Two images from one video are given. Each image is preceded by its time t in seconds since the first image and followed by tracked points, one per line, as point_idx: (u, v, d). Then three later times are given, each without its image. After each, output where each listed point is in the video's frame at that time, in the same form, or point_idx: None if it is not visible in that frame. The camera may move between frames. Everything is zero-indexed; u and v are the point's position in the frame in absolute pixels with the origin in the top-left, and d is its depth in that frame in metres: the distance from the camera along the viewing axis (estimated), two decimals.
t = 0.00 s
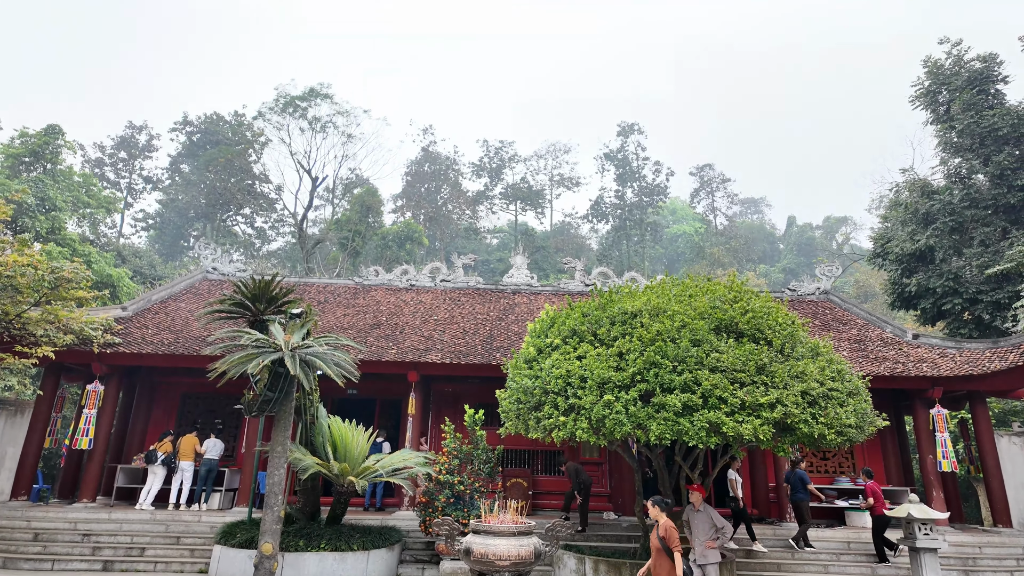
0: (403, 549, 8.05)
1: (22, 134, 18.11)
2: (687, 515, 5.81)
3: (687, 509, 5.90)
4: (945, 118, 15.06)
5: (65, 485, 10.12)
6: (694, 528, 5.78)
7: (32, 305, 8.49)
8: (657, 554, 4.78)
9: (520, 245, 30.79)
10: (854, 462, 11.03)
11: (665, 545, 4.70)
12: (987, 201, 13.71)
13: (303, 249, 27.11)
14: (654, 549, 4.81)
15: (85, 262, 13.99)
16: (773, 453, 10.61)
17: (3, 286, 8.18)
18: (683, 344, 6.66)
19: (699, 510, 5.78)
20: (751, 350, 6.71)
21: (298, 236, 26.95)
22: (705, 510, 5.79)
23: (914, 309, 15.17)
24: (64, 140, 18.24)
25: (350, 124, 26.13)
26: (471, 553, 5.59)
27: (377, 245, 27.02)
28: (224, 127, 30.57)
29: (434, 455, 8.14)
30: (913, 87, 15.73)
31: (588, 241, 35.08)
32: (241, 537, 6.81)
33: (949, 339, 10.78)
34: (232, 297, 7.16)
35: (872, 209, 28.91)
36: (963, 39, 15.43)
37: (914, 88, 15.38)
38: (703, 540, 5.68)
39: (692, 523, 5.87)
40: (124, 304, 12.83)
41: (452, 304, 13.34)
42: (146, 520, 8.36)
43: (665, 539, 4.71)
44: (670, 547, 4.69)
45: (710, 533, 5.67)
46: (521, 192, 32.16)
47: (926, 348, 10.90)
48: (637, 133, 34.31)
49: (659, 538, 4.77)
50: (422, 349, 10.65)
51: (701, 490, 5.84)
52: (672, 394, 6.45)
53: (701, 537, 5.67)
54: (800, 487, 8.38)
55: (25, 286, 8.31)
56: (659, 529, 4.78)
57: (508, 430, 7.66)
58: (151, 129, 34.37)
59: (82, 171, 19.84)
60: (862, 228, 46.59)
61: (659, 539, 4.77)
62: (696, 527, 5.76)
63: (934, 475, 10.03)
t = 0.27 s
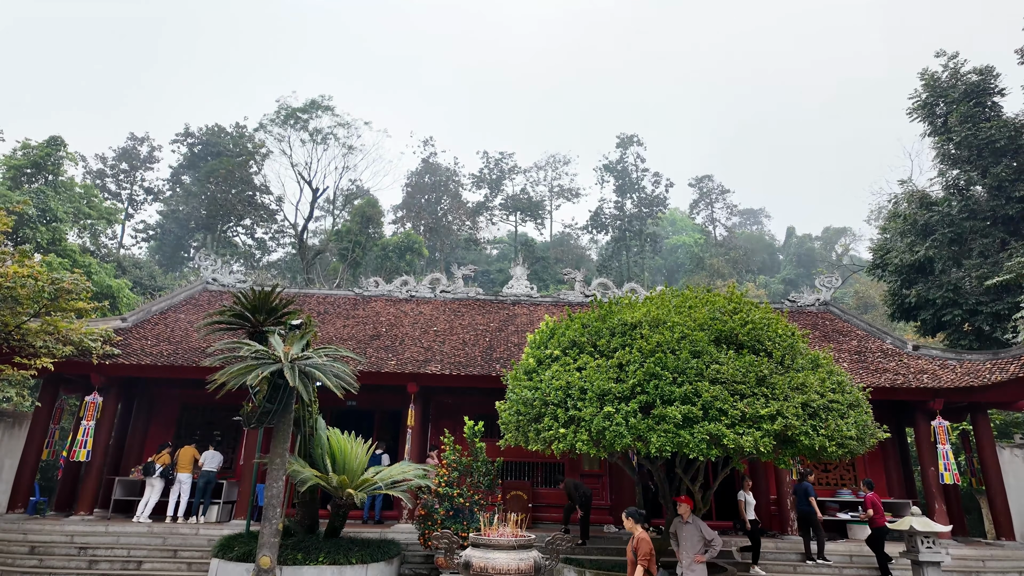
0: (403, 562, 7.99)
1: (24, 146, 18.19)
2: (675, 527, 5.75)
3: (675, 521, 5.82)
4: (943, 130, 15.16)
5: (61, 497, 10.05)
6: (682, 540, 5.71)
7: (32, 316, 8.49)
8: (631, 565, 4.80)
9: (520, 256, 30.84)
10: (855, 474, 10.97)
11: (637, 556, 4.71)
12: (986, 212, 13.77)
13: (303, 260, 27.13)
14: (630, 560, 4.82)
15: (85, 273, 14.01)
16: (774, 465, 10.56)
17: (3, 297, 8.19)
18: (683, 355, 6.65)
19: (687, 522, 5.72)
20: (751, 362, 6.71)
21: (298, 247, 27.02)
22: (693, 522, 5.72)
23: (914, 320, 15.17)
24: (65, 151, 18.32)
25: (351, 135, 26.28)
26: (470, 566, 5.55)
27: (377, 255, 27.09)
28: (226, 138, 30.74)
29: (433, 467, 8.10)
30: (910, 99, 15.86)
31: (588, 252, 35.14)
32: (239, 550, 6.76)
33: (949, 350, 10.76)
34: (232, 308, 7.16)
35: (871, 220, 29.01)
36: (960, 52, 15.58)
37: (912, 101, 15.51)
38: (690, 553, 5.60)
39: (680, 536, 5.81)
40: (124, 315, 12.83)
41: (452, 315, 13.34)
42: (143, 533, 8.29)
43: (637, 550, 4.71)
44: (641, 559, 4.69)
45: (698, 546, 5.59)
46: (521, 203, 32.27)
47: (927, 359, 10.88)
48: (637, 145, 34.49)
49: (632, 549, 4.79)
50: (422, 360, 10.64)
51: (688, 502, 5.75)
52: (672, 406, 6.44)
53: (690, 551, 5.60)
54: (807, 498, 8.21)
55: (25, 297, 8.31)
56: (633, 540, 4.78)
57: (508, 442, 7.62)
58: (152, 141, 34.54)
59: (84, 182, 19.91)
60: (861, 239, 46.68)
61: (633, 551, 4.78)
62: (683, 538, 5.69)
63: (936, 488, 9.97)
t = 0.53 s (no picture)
0: None
1: (26, 158, 18.28)
2: (666, 540, 5.76)
3: (665, 534, 5.84)
4: (941, 142, 15.24)
5: (58, 510, 9.99)
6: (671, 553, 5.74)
7: (32, 327, 8.49)
8: None
9: (520, 268, 30.89)
10: (857, 487, 10.92)
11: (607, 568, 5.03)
12: (985, 225, 13.82)
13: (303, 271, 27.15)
14: None
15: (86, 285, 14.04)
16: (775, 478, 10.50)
17: (3, 308, 8.19)
18: (683, 367, 6.65)
19: (677, 534, 5.75)
20: (751, 374, 6.70)
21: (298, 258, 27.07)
22: (685, 535, 5.73)
23: (914, 331, 15.17)
24: (67, 163, 18.42)
25: (352, 147, 26.42)
26: None
27: (377, 266, 27.15)
28: (227, 150, 30.91)
29: (432, 480, 8.06)
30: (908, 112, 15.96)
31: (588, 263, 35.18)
32: (237, 564, 6.71)
33: (950, 362, 10.74)
34: (232, 319, 7.17)
35: (870, 231, 29.07)
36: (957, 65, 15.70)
37: (909, 113, 15.61)
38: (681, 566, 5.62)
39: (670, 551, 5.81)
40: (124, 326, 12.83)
41: (451, 326, 13.33)
42: (140, 546, 8.24)
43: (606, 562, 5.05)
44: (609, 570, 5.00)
45: (688, 560, 5.62)
46: (521, 214, 32.37)
47: (927, 371, 10.86)
48: (636, 157, 34.64)
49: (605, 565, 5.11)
50: (422, 372, 10.62)
51: (678, 515, 5.73)
52: (672, 418, 6.43)
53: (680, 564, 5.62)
54: (815, 512, 8.14)
55: (25, 308, 8.31)
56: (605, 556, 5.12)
57: (507, 454, 7.59)
58: (154, 152, 34.73)
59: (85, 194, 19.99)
60: (861, 251, 46.73)
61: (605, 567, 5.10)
62: (673, 551, 5.72)
63: (938, 500, 9.91)
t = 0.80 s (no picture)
0: None
1: (29, 171, 18.38)
2: (660, 558, 5.66)
3: (659, 552, 5.73)
4: (938, 155, 15.33)
5: (55, 524, 9.91)
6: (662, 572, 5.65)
7: (31, 340, 8.47)
8: None
9: (520, 280, 30.94)
10: (860, 502, 10.84)
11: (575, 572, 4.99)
12: (984, 237, 13.83)
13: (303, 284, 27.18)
14: None
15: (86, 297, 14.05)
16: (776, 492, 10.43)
17: (3, 321, 8.19)
18: (684, 380, 6.64)
19: (670, 552, 5.64)
20: (752, 387, 6.69)
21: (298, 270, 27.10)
22: (678, 553, 5.63)
23: (914, 344, 15.16)
24: (69, 176, 18.50)
25: (352, 160, 26.55)
26: None
27: (376, 279, 27.23)
28: (229, 162, 31.07)
29: (431, 494, 8.01)
30: (905, 125, 16.07)
31: (587, 276, 35.23)
32: None
33: (951, 375, 10.71)
34: (232, 332, 7.17)
35: (869, 244, 29.13)
36: (953, 80, 15.85)
37: (907, 127, 15.71)
38: None
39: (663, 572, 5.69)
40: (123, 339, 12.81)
41: (451, 338, 13.32)
42: (137, 561, 8.15)
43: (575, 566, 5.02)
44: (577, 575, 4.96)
45: None
46: (521, 227, 32.46)
47: (928, 384, 10.82)
48: (636, 170, 34.80)
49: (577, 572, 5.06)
50: (421, 385, 10.58)
51: (670, 533, 5.65)
52: (673, 431, 6.40)
53: None
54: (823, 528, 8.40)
55: (24, 321, 8.31)
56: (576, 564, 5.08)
57: (507, 468, 7.54)
58: (156, 165, 34.92)
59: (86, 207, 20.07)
60: (861, 263, 46.79)
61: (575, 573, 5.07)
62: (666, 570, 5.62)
63: (941, 515, 9.82)
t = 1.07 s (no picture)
0: None
1: (31, 183, 18.47)
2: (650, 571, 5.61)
3: (648, 565, 5.69)
4: (936, 168, 15.41)
5: (51, 537, 9.83)
6: None
7: (30, 352, 8.46)
8: None
9: (520, 292, 30.99)
10: (862, 516, 10.80)
11: None
12: (983, 249, 13.85)
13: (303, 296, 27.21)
14: None
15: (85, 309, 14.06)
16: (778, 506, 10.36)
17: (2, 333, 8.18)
18: (684, 393, 6.62)
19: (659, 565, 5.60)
20: (753, 400, 6.68)
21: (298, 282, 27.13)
22: (669, 566, 5.59)
23: (915, 357, 15.15)
24: (70, 189, 18.59)
25: (353, 173, 26.69)
26: None
27: (377, 290, 27.41)
28: (230, 175, 31.16)
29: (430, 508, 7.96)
30: (903, 139, 16.17)
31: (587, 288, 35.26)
32: None
33: (952, 388, 10.68)
34: (231, 344, 7.18)
35: (869, 256, 29.18)
36: (950, 93, 15.98)
37: (905, 140, 15.81)
38: None
39: None
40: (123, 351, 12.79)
41: (451, 350, 13.30)
42: None
43: None
44: None
45: None
46: (521, 239, 32.54)
47: (930, 397, 10.79)
48: (635, 182, 34.96)
49: None
50: (421, 397, 10.55)
51: (661, 545, 5.62)
52: (674, 444, 6.38)
53: None
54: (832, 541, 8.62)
55: (23, 332, 8.31)
56: None
57: (507, 481, 7.50)
58: (157, 178, 35.10)
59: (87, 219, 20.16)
60: (861, 275, 46.82)
61: None
62: None
63: (944, 529, 9.74)
